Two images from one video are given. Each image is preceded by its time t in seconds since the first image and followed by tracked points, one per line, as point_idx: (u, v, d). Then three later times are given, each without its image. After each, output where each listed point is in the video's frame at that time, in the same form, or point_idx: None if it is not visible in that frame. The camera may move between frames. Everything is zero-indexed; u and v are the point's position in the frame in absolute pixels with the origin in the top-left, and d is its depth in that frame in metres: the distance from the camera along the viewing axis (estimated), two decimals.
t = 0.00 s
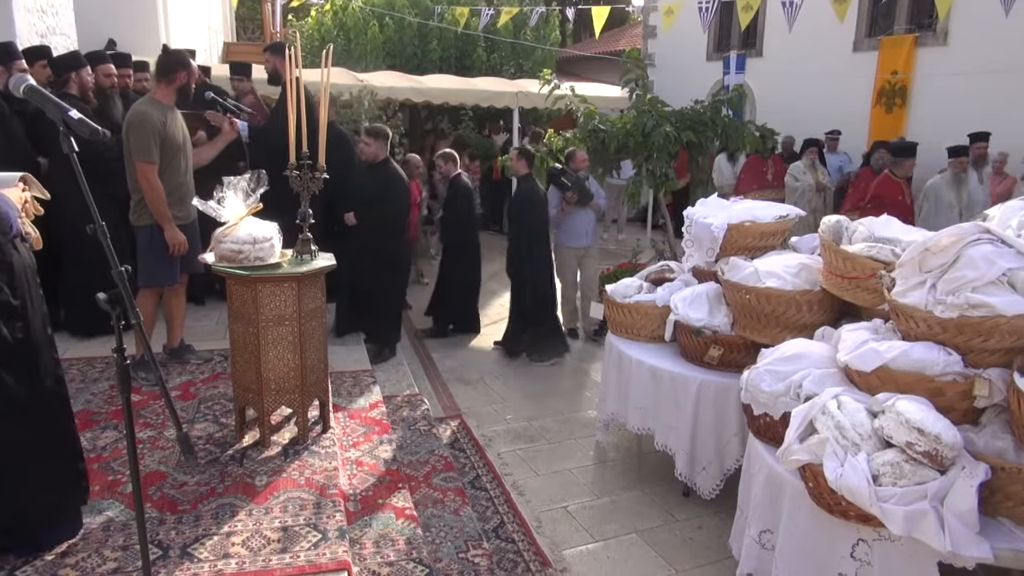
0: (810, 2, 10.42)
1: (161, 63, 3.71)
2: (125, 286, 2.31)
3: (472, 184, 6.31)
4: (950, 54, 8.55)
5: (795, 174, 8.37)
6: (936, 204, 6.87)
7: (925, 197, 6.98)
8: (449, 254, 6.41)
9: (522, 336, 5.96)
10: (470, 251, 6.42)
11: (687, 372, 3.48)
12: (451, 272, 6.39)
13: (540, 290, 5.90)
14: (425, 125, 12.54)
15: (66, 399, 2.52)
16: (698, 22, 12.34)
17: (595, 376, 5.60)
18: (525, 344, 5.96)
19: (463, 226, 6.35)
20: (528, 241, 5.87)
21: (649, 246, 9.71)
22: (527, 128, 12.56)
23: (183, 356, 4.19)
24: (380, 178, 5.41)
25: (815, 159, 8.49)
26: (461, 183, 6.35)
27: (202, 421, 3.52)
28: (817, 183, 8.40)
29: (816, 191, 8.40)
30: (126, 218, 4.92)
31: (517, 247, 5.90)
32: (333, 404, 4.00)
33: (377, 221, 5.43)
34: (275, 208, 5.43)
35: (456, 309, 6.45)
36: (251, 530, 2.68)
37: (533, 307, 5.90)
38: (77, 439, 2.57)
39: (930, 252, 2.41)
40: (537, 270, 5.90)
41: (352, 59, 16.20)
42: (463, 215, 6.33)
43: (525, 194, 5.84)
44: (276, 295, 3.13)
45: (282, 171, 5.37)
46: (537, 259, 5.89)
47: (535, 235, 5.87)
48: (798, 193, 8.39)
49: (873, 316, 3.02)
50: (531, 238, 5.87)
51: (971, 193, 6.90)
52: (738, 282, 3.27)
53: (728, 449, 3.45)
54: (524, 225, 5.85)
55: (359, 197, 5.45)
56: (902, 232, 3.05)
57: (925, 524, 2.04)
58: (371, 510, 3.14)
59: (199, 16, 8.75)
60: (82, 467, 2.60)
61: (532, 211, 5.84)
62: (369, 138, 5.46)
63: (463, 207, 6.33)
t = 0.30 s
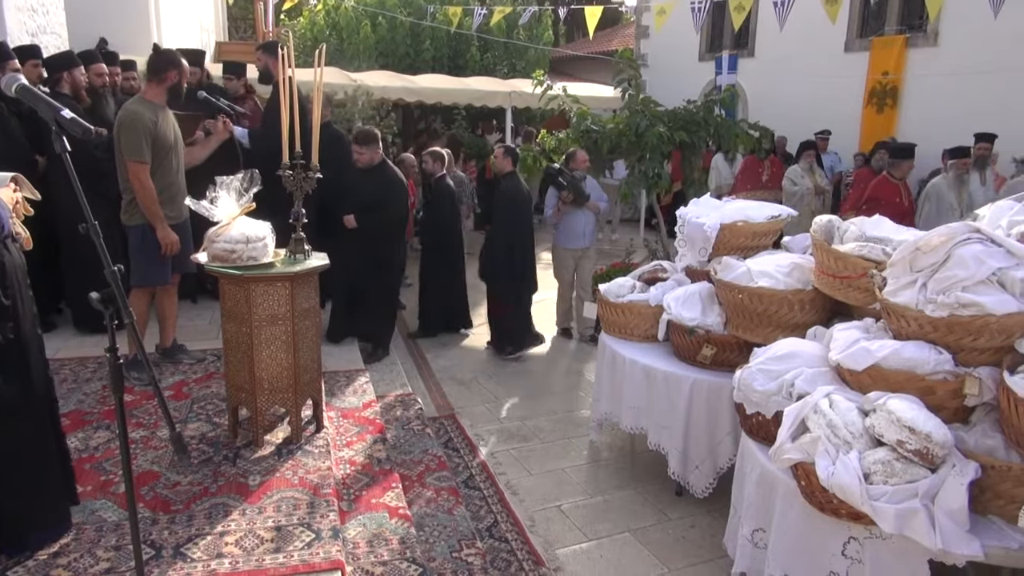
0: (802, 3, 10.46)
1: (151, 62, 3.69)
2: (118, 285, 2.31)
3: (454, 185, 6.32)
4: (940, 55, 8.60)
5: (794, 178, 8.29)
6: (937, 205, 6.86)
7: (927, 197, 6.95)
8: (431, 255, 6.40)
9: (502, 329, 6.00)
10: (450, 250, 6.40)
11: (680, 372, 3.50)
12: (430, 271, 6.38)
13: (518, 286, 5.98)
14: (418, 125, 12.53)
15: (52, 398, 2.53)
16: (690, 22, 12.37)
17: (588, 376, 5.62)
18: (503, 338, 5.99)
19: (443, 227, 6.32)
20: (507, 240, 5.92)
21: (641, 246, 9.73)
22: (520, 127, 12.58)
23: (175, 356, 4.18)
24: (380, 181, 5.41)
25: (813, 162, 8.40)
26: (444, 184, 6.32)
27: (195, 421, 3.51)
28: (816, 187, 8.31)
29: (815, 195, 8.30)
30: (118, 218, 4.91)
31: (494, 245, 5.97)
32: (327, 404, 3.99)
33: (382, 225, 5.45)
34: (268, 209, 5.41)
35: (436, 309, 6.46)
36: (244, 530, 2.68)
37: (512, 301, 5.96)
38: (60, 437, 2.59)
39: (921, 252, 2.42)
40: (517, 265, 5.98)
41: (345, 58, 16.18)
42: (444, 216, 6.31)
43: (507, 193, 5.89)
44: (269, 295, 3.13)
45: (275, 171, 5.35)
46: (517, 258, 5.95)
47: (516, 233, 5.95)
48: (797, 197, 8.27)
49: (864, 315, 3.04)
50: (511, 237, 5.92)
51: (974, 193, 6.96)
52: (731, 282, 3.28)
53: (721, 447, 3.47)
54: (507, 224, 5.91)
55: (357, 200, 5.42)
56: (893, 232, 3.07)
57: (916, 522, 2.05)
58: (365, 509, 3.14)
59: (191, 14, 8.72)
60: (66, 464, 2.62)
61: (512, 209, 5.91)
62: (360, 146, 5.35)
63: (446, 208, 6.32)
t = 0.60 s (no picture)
0: None
1: (141, 65, 3.69)
2: (112, 290, 2.30)
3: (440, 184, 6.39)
4: (929, 51, 8.64)
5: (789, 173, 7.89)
6: (936, 200, 6.90)
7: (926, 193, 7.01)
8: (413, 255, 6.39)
9: (474, 329, 6.04)
10: (432, 250, 6.41)
11: (674, 369, 3.51)
12: (413, 270, 6.38)
13: (495, 283, 6.06)
14: (410, 126, 12.52)
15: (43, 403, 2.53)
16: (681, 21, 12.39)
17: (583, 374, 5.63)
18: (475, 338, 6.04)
19: (427, 228, 6.33)
20: (490, 237, 6.02)
21: (635, 243, 9.75)
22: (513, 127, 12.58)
23: (169, 360, 4.18)
24: (374, 181, 5.47)
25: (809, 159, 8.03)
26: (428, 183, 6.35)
27: (190, 425, 3.51)
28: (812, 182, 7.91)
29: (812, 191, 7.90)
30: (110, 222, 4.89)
31: (478, 242, 6.08)
32: (323, 406, 3.99)
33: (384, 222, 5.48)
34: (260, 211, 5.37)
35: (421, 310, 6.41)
36: (241, 533, 2.68)
37: (490, 301, 6.05)
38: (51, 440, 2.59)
39: (912, 247, 2.43)
40: (499, 266, 6.08)
41: (336, 59, 16.15)
42: (426, 216, 6.33)
43: (495, 192, 5.98)
44: (262, 297, 3.12)
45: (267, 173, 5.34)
46: (499, 257, 6.05)
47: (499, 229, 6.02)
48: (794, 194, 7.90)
49: (857, 310, 3.05)
50: (493, 235, 6.02)
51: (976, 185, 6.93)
52: (724, 279, 3.30)
53: (716, 443, 3.48)
54: (493, 223, 5.99)
55: (351, 201, 5.43)
56: (884, 227, 3.08)
57: (909, 514, 2.07)
58: (361, 511, 3.14)
59: (181, 17, 8.69)
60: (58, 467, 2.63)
61: (498, 206, 6.00)
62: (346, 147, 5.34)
63: (430, 207, 6.32)
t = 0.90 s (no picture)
0: None
1: (131, 71, 3.69)
2: (103, 296, 2.29)
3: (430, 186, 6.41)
4: (917, 44, 8.69)
5: (790, 170, 7.69)
6: (928, 195, 6.91)
7: (918, 188, 7.00)
8: (404, 256, 6.38)
9: (463, 327, 6.14)
10: (422, 250, 6.41)
11: (668, 365, 3.52)
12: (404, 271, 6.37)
13: (484, 283, 6.08)
14: (400, 127, 12.51)
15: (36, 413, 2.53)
16: (669, 18, 12.41)
17: (577, 372, 5.64)
18: (464, 337, 6.14)
19: (417, 228, 6.33)
20: (478, 238, 6.07)
21: (627, 241, 9.77)
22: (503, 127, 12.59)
23: (162, 366, 4.17)
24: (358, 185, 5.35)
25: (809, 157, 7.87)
26: (417, 184, 6.35)
27: (185, 431, 3.50)
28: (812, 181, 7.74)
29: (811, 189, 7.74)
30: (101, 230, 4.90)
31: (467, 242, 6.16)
32: (318, 409, 3.99)
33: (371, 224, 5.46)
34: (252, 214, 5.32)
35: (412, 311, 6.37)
36: (237, 538, 2.68)
37: (480, 301, 6.10)
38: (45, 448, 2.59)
39: (901, 239, 2.44)
40: (488, 266, 6.12)
41: (325, 62, 16.09)
42: (417, 216, 6.33)
43: (483, 192, 6.04)
44: (255, 301, 3.12)
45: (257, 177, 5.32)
46: (487, 257, 6.08)
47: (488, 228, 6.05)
48: (793, 191, 7.70)
49: (848, 304, 3.07)
50: (481, 235, 6.06)
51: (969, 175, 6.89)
52: (715, 275, 3.31)
53: (711, 439, 3.49)
54: (483, 222, 6.05)
55: (335, 206, 5.33)
56: (874, 221, 3.10)
57: (904, 505, 2.09)
58: (358, 513, 3.14)
59: (168, 21, 8.66)
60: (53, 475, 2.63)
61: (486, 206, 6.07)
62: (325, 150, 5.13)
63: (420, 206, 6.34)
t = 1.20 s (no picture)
0: None
1: (126, 76, 3.68)
2: (95, 301, 2.28)
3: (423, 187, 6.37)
4: (905, 39, 8.72)
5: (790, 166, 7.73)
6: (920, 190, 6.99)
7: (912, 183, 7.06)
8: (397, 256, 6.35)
9: (459, 327, 6.10)
10: (414, 250, 6.37)
11: (662, 363, 3.53)
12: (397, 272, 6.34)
13: (479, 283, 6.05)
14: (392, 128, 12.50)
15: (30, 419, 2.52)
16: (659, 17, 12.43)
17: (572, 370, 5.65)
18: (460, 337, 6.10)
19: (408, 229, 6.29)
20: (468, 238, 6.02)
21: (620, 240, 9.78)
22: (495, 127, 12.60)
23: (156, 370, 4.16)
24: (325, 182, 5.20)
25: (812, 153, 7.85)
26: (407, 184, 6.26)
27: (180, 435, 3.49)
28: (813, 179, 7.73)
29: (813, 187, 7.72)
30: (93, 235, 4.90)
31: (456, 242, 6.10)
32: (312, 411, 3.99)
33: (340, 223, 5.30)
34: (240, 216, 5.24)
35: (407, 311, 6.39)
36: (233, 541, 2.67)
37: (471, 301, 6.07)
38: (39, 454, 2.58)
39: (892, 235, 2.45)
40: (478, 266, 6.06)
41: (316, 64, 16.03)
42: (408, 216, 6.28)
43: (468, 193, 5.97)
44: (248, 304, 3.11)
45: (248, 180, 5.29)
46: (477, 256, 6.03)
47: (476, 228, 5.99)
48: (793, 186, 7.70)
49: (840, 299, 3.08)
50: (470, 236, 6.02)
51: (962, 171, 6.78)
52: (708, 272, 3.32)
53: (706, 435, 3.50)
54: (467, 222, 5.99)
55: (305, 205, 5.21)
56: (864, 216, 3.11)
57: (897, 499, 2.10)
58: (354, 514, 3.13)
59: (158, 25, 8.63)
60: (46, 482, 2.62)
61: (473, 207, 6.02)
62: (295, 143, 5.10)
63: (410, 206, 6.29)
